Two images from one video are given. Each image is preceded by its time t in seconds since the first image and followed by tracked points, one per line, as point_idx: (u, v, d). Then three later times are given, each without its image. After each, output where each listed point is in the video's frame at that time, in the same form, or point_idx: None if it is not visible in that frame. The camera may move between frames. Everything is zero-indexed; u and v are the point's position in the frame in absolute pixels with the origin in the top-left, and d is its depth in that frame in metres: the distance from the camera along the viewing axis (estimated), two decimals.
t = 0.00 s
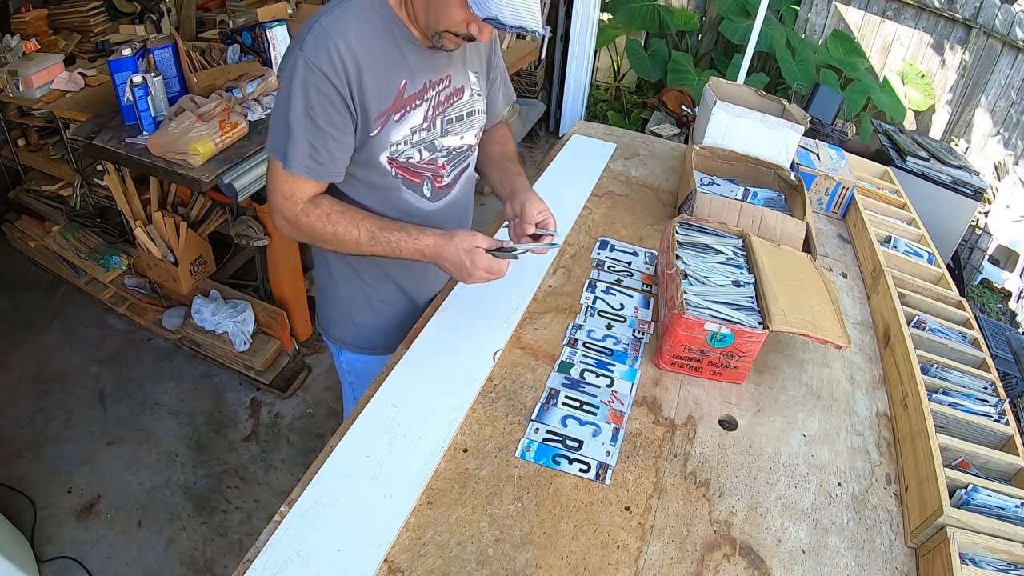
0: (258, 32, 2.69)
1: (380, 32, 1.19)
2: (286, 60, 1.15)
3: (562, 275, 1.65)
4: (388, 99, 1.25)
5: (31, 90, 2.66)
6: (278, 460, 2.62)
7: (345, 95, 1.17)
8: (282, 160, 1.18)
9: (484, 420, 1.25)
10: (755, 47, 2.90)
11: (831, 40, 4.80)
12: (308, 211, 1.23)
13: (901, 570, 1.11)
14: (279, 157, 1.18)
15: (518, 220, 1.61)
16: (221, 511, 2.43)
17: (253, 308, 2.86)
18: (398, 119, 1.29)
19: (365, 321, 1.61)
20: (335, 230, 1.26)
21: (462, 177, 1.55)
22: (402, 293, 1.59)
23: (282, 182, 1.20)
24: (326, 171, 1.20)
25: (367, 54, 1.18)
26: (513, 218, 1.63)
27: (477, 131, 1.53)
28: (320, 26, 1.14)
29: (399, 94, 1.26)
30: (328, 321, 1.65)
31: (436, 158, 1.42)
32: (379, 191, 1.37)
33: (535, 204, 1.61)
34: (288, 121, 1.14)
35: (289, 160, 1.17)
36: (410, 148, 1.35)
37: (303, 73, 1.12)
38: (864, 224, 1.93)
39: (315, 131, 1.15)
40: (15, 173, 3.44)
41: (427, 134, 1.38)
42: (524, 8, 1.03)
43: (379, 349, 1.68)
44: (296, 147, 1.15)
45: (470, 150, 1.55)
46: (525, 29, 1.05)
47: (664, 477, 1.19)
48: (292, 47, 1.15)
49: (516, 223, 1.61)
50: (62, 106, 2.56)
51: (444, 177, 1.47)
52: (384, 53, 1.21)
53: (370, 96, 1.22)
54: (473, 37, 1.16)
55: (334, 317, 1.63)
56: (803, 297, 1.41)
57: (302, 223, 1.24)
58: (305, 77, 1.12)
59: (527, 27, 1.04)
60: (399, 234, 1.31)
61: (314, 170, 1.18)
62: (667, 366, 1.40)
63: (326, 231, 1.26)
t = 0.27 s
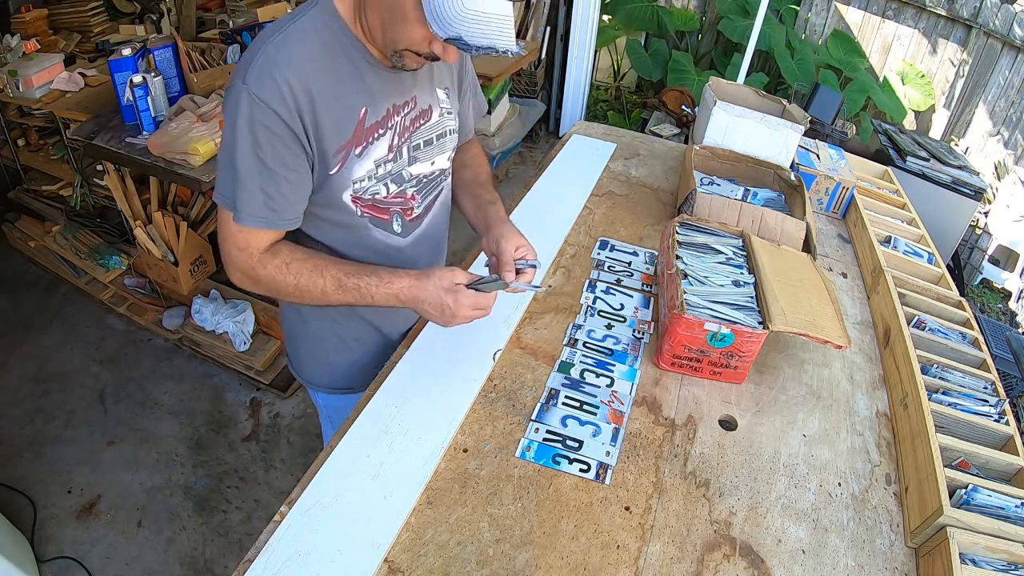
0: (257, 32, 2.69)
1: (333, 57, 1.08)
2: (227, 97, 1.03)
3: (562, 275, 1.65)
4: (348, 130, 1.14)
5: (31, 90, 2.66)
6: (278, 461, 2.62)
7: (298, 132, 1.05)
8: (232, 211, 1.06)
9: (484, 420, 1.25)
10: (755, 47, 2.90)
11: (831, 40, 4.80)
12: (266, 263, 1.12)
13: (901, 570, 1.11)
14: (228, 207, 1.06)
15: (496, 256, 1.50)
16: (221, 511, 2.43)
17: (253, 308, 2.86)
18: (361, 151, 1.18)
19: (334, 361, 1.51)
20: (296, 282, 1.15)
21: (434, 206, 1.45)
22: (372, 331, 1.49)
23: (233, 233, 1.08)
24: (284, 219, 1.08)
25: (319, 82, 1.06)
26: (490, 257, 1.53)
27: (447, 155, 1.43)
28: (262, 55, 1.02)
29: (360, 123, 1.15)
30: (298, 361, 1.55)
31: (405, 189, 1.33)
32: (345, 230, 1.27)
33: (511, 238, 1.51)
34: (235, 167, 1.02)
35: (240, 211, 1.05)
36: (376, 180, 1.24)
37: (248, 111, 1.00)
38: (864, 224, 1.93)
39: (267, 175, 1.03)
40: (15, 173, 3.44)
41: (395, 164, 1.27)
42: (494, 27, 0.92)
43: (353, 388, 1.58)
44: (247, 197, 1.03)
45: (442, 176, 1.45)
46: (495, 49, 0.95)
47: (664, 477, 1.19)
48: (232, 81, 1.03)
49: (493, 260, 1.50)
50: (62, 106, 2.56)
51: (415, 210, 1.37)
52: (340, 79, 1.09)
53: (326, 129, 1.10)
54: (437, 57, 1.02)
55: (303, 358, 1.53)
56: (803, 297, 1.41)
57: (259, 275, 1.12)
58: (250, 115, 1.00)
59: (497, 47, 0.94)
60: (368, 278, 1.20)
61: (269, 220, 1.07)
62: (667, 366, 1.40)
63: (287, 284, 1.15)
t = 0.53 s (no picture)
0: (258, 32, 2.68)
1: (294, 88, 1.03)
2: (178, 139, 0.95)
3: (562, 275, 1.65)
4: (315, 163, 1.10)
5: (31, 90, 2.66)
6: (278, 461, 2.61)
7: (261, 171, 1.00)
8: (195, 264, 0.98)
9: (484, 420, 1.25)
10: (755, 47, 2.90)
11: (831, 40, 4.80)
12: (236, 325, 1.03)
13: (901, 570, 1.11)
14: (190, 259, 0.98)
15: (477, 284, 1.44)
16: (221, 511, 2.43)
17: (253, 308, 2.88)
18: (329, 183, 1.15)
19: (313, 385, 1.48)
20: (267, 352, 1.04)
21: (410, 230, 1.45)
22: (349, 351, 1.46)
23: (202, 290, 1.00)
24: (251, 268, 1.01)
25: (280, 115, 1.02)
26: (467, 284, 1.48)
27: (419, 174, 1.42)
28: (216, 90, 0.95)
29: (327, 154, 1.12)
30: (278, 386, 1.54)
31: (378, 216, 1.31)
32: (320, 263, 1.25)
33: (490, 263, 1.45)
34: (195, 215, 0.95)
35: (202, 263, 0.97)
36: (347, 211, 1.22)
37: (206, 153, 0.93)
38: (864, 224, 1.93)
39: (231, 221, 0.97)
40: (15, 173, 3.44)
41: (364, 192, 1.25)
42: (467, 51, 0.90)
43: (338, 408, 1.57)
44: (210, 247, 0.96)
45: (417, 196, 1.45)
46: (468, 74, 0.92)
47: (664, 477, 1.19)
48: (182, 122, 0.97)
49: (474, 289, 1.45)
50: (62, 106, 2.56)
51: (392, 236, 1.37)
52: (302, 110, 1.05)
53: (291, 164, 1.06)
54: (406, 75, 0.96)
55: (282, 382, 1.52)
56: (803, 297, 1.41)
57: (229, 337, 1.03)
58: (208, 157, 0.93)
59: (471, 71, 0.92)
60: (350, 364, 1.05)
61: (235, 271, 0.99)
62: (667, 366, 1.40)
63: (259, 354, 1.04)
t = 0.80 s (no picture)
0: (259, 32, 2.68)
1: (282, 105, 1.01)
2: (170, 172, 0.90)
3: (562, 275, 1.65)
4: (312, 180, 1.08)
5: (31, 90, 2.66)
6: (278, 461, 2.61)
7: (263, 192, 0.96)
8: (218, 303, 0.92)
9: (484, 420, 1.25)
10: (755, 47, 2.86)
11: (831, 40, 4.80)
12: (300, 380, 0.97)
13: (901, 569, 1.11)
14: (211, 300, 0.92)
15: (459, 280, 1.50)
16: (221, 511, 2.43)
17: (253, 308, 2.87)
18: (327, 200, 1.13)
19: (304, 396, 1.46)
20: (334, 416, 0.98)
21: (402, 240, 1.47)
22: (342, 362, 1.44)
23: (246, 337, 0.94)
24: (282, 294, 0.94)
25: (273, 133, 0.99)
26: (450, 279, 1.53)
27: (407, 181, 1.42)
28: (205, 114, 0.91)
29: (323, 169, 1.10)
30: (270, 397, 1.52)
31: (373, 227, 1.32)
32: (323, 282, 1.23)
33: (473, 261, 1.52)
34: (206, 248, 0.89)
35: (226, 298, 0.91)
36: (345, 227, 1.21)
37: (209, 180, 0.88)
38: (864, 224, 1.93)
39: (247, 247, 0.92)
40: (15, 173, 3.44)
41: (358, 205, 1.24)
42: (475, 65, 0.92)
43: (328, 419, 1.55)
44: (232, 279, 0.90)
45: (406, 201, 1.45)
46: (476, 87, 0.95)
47: (664, 477, 1.19)
48: (169, 154, 0.91)
49: (457, 285, 1.50)
50: (62, 106, 2.56)
51: (385, 244, 1.38)
52: (294, 127, 1.02)
53: (290, 183, 1.03)
54: (404, 85, 0.97)
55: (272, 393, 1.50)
56: (803, 297, 1.41)
57: (288, 394, 0.96)
58: (212, 183, 0.88)
59: (480, 83, 0.95)
60: (423, 439, 1.03)
61: (267, 301, 0.93)
62: (667, 366, 1.40)
63: (323, 418, 0.98)
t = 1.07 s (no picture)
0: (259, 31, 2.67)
1: (291, 112, 1.00)
2: (183, 187, 0.88)
3: (562, 275, 1.65)
4: (324, 186, 1.08)
5: (31, 90, 2.66)
6: (278, 461, 2.61)
7: (280, 200, 0.95)
8: (245, 317, 0.91)
9: (484, 420, 1.25)
10: (755, 47, 2.89)
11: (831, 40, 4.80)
12: (337, 389, 0.98)
13: (901, 569, 1.11)
14: (237, 315, 0.91)
15: (453, 277, 1.50)
16: (221, 511, 2.43)
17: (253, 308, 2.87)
18: (339, 206, 1.14)
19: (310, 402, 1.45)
20: (374, 423, 0.99)
21: (405, 243, 1.48)
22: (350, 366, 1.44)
23: (278, 350, 0.94)
24: (309, 302, 0.94)
25: (284, 141, 0.98)
26: (443, 276, 1.53)
27: (409, 182, 1.43)
28: (218, 125, 0.90)
29: (333, 176, 1.10)
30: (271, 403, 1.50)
31: (380, 232, 1.33)
32: (334, 287, 1.25)
33: (466, 258, 1.52)
34: (229, 263, 0.88)
35: (254, 312, 0.90)
36: (355, 232, 1.22)
37: (227, 192, 0.87)
38: (865, 224, 1.92)
39: (271, 257, 0.91)
40: (15, 173, 3.44)
41: (367, 210, 1.25)
42: (495, 68, 0.94)
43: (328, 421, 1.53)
44: (258, 292, 0.90)
45: (408, 203, 1.46)
46: (495, 89, 0.97)
47: (664, 477, 1.19)
48: (179, 168, 0.89)
49: (452, 282, 1.51)
50: (62, 106, 2.56)
51: (392, 247, 1.39)
52: (304, 134, 1.02)
53: (303, 190, 1.03)
54: (417, 88, 0.97)
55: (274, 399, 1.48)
56: (803, 297, 1.41)
57: (328, 400, 0.97)
58: (232, 195, 0.88)
59: (500, 85, 0.96)
60: (455, 438, 1.05)
61: (295, 311, 0.92)
62: (667, 366, 1.40)
63: (363, 425, 0.99)
